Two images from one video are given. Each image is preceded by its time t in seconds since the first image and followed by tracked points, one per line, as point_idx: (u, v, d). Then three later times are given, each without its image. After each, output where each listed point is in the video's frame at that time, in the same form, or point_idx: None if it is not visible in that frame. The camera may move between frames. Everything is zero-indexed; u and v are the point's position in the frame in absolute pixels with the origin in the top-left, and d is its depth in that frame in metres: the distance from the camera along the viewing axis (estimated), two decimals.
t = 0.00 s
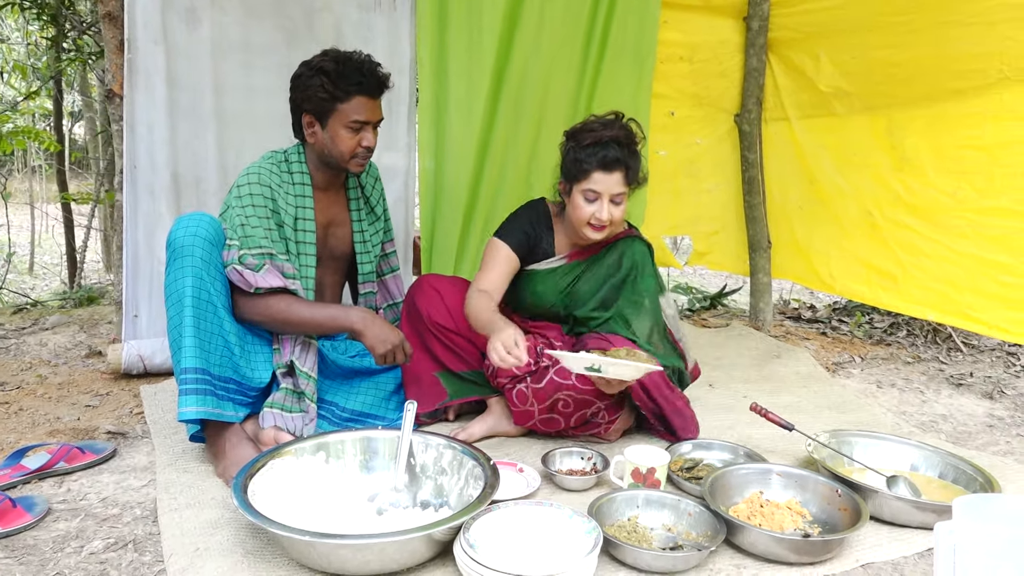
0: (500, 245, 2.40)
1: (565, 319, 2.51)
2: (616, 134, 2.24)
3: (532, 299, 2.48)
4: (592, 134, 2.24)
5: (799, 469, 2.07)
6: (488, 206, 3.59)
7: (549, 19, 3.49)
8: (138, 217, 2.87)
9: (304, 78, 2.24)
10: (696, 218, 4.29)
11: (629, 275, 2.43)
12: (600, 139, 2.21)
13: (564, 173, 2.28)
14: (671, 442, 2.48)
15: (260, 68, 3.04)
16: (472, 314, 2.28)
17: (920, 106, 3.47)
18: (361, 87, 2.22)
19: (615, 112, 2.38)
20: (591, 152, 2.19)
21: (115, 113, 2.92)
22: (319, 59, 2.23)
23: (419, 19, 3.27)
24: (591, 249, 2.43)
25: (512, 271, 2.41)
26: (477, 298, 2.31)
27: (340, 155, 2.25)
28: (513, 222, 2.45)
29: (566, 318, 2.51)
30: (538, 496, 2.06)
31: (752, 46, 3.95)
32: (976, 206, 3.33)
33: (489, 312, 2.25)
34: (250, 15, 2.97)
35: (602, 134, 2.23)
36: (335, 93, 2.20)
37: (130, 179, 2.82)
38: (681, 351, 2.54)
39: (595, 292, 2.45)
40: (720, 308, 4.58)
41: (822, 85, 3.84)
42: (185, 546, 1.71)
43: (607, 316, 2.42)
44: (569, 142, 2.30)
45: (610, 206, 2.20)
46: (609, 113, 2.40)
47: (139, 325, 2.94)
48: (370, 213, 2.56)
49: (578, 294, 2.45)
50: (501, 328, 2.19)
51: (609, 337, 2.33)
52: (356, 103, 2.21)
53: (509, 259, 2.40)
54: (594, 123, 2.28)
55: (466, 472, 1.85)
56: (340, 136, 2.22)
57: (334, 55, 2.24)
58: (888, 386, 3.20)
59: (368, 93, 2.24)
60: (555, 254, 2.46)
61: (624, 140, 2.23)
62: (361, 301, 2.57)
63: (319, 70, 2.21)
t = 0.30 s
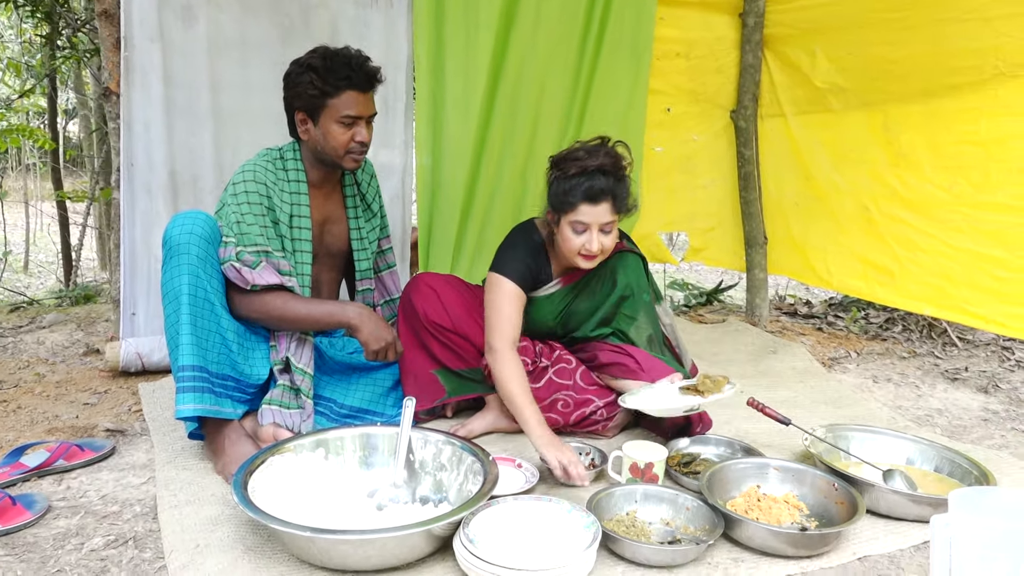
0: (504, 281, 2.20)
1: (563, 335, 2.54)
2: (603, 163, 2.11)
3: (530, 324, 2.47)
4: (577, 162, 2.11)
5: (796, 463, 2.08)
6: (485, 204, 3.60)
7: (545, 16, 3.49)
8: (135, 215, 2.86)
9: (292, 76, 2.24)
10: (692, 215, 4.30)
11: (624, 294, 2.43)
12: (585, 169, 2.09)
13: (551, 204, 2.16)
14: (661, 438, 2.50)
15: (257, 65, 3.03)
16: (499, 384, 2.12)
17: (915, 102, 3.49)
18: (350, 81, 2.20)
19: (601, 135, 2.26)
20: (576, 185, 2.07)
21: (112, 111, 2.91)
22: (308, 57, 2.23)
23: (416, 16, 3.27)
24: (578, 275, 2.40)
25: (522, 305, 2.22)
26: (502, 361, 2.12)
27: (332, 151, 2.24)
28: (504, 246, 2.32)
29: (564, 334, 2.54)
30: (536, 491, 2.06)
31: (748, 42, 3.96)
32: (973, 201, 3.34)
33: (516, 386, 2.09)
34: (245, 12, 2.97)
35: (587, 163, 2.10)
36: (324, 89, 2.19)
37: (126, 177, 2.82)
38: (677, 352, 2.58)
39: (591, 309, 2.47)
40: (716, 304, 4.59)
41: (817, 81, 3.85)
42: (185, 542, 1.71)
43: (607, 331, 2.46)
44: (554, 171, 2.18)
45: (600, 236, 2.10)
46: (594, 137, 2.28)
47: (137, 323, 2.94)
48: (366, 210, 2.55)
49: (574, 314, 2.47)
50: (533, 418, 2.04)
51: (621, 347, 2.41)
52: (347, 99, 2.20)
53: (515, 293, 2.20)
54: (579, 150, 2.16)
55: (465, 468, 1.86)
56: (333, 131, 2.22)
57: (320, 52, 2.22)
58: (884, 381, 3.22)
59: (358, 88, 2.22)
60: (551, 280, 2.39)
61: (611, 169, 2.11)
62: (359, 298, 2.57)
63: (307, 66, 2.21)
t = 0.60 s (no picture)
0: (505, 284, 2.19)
1: (560, 333, 2.56)
2: (594, 171, 2.11)
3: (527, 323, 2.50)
4: (569, 172, 2.11)
5: (790, 456, 2.10)
6: (483, 199, 3.60)
7: (543, 10, 3.49)
8: (133, 211, 2.87)
9: (284, 74, 2.24)
10: (689, 209, 4.31)
11: (620, 292, 2.45)
12: (577, 178, 2.08)
13: (545, 211, 2.17)
14: (659, 433, 2.52)
15: (254, 60, 3.03)
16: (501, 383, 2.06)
17: (912, 96, 3.49)
18: (340, 79, 2.20)
19: (590, 140, 2.25)
20: (568, 195, 2.07)
21: (110, 106, 2.91)
22: (299, 55, 2.23)
23: (413, 11, 3.26)
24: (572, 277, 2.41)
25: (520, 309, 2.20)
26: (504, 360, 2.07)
27: (325, 149, 2.24)
28: (500, 248, 2.32)
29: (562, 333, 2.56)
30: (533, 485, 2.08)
31: (745, 37, 3.97)
32: (969, 195, 3.35)
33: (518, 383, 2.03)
34: (242, 8, 2.97)
35: (579, 172, 2.10)
36: (314, 87, 2.19)
37: (125, 172, 2.82)
38: (673, 348, 2.61)
39: (588, 307, 2.49)
40: (713, 299, 4.61)
41: (814, 76, 3.86)
42: (185, 535, 1.73)
43: (604, 329, 2.47)
44: (547, 178, 2.18)
45: (594, 243, 2.11)
46: (584, 142, 2.28)
47: (136, 318, 2.95)
48: (363, 207, 2.56)
49: (570, 313, 2.49)
50: (538, 416, 1.96)
51: (619, 343, 2.43)
52: (338, 97, 2.19)
53: (515, 296, 2.19)
54: (571, 158, 2.16)
55: (462, 462, 1.88)
56: (325, 129, 2.21)
57: (310, 49, 2.22)
58: (880, 374, 3.23)
59: (349, 85, 2.21)
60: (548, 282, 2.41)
61: (602, 176, 2.11)
62: (357, 294, 2.59)
63: (297, 65, 2.21)
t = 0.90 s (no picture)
0: (491, 269, 2.23)
1: (557, 323, 2.57)
2: (596, 163, 2.11)
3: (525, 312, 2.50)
4: (571, 162, 2.12)
5: (784, 445, 2.12)
6: (479, 192, 3.62)
7: (537, 3, 3.49)
8: (131, 205, 2.88)
9: (281, 71, 2.22)
10: (686, 201, 4.33)
11: (617, 283, 2.47)
12: (579, 169, 2.09)
13: (546, 200, 2.18)
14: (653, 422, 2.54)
15: (250, 55, 3.04)
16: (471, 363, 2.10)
17: (906, 87, 3.50)
18: (337, 77, 2.18)
19: (595, 133, 2.26)
20: (569, 185, 2.08)
21: (107, 101, 2.92)
22: (295, 51, 2.21)
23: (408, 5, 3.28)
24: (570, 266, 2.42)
25: (505, 297, 2.24)
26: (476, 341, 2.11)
27: (320, 146, 2.24)
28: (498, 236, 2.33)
29: (559, 322, 2.57)
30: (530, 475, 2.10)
31: (741, 29, 3.99)
32: (963, 185, 3.35)
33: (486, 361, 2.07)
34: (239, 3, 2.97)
35: (581, 163, 2.11)
36: (310, 85, 2.17)
37: (123, 167, 2.83)
38: (668, 340, 2.65)
39: (585, 298, 2.51)
40: (710, 290, 4.62)
41: (810, 67, 3.87)
42: (186, 526, 1.75)
43: (600, 319, 2.49)
44: (548, 168, 2.19)
45: (593, 234, 2.13)
46: (588, 135, 2.29)
47: (135, 312, 2.97)
48: (362, 201, 2.56)
49: (568, 303, 2.50)
50: (508, 395, 1.99)
51: (616, 335, 2.44)
52: (334, 95, 2.17)
53: (502, 283, 2.23)
54: (573, 149, 2.16)
55: (460, 453, 1.90)
56: (321, 127, 2.20)
57: (308, 46, 2.20)
58: (875, 364, 3.26)
59: (345, 83, 2.19)
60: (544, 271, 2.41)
61: (605, 170, 2.11)
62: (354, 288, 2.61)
63: (294, 62, 2.19)
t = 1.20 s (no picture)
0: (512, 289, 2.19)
1: (552, 322, 2.60)
2: (575, 169, 2.12)
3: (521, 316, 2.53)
4: (551, 170, 2.13)
5: (776, 440, 2.13)
6: (472, 190, 3.62)
7: None
8: (124, 206, 2.88)
9: (275, 71, 2.19)
10: (678, 197, 4.34)
11: (610, 283, 2.48)
12: (558, 177, 2.10)
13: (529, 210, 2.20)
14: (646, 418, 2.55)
15: (242, 54, 3.04)
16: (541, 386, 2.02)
17: (897, 83, 3.52)
18: (330, 74, 2.13)
19: (573, 139, 2.27)
20: (550, 193, 2.09)
21: (99, 101, 2.91)
22: (288, 51, 2.17)
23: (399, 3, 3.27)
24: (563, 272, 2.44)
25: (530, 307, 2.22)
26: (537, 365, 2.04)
27: (317, 144, 2.21)
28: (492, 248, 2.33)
29: (553, 322, 2.60)
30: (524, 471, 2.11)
31: (731, 26, 4.02)
32: (955, 179, 3.37)
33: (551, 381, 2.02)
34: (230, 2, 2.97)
35: (560, 171, 2.11)
36: (304, 84, 2.14)
37: (115, 167, 2.82)
38: (662, 336, 2.67)
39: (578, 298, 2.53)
40: (703, 286, 4.64)
41: (801, 64, 3.88)
42: (181, 525, 1.76)
43: (593, 318, 2.52)
44: (530, 178, 2.20)
45: (579, 239, 2.13)
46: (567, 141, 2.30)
47: (129, 311, 2.97)
48: (359, 200, 2.54)
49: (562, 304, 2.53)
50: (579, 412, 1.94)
51: (605, 336, 2.47)
52: (327, 92, 2.14)
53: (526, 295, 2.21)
54: (552, 157, 2.18)
55: (454, 449, 1.91)
56: (316, 125, 2.18)
57: (299, 45, 2.16)
58: (866, 358, 3.28)
59: (339, 80, 2.16)
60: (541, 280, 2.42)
61: (585, 174, 2.11)
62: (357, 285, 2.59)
63: (287, 61, 2.15)
